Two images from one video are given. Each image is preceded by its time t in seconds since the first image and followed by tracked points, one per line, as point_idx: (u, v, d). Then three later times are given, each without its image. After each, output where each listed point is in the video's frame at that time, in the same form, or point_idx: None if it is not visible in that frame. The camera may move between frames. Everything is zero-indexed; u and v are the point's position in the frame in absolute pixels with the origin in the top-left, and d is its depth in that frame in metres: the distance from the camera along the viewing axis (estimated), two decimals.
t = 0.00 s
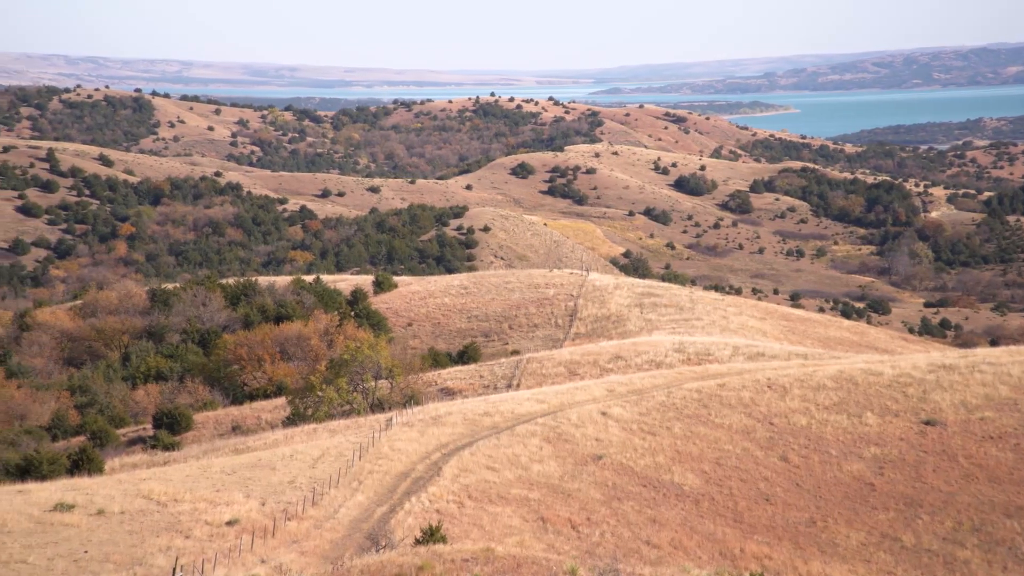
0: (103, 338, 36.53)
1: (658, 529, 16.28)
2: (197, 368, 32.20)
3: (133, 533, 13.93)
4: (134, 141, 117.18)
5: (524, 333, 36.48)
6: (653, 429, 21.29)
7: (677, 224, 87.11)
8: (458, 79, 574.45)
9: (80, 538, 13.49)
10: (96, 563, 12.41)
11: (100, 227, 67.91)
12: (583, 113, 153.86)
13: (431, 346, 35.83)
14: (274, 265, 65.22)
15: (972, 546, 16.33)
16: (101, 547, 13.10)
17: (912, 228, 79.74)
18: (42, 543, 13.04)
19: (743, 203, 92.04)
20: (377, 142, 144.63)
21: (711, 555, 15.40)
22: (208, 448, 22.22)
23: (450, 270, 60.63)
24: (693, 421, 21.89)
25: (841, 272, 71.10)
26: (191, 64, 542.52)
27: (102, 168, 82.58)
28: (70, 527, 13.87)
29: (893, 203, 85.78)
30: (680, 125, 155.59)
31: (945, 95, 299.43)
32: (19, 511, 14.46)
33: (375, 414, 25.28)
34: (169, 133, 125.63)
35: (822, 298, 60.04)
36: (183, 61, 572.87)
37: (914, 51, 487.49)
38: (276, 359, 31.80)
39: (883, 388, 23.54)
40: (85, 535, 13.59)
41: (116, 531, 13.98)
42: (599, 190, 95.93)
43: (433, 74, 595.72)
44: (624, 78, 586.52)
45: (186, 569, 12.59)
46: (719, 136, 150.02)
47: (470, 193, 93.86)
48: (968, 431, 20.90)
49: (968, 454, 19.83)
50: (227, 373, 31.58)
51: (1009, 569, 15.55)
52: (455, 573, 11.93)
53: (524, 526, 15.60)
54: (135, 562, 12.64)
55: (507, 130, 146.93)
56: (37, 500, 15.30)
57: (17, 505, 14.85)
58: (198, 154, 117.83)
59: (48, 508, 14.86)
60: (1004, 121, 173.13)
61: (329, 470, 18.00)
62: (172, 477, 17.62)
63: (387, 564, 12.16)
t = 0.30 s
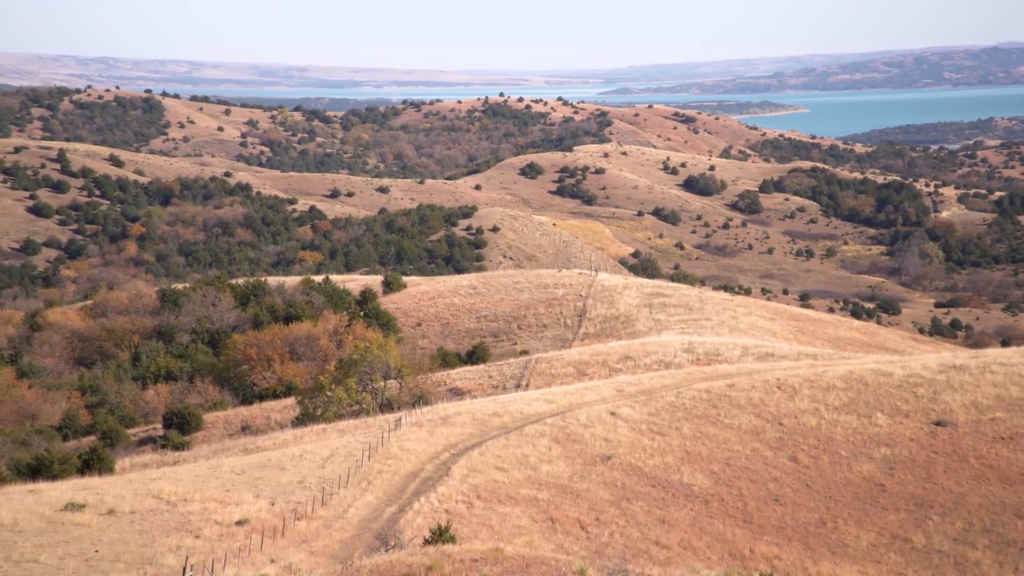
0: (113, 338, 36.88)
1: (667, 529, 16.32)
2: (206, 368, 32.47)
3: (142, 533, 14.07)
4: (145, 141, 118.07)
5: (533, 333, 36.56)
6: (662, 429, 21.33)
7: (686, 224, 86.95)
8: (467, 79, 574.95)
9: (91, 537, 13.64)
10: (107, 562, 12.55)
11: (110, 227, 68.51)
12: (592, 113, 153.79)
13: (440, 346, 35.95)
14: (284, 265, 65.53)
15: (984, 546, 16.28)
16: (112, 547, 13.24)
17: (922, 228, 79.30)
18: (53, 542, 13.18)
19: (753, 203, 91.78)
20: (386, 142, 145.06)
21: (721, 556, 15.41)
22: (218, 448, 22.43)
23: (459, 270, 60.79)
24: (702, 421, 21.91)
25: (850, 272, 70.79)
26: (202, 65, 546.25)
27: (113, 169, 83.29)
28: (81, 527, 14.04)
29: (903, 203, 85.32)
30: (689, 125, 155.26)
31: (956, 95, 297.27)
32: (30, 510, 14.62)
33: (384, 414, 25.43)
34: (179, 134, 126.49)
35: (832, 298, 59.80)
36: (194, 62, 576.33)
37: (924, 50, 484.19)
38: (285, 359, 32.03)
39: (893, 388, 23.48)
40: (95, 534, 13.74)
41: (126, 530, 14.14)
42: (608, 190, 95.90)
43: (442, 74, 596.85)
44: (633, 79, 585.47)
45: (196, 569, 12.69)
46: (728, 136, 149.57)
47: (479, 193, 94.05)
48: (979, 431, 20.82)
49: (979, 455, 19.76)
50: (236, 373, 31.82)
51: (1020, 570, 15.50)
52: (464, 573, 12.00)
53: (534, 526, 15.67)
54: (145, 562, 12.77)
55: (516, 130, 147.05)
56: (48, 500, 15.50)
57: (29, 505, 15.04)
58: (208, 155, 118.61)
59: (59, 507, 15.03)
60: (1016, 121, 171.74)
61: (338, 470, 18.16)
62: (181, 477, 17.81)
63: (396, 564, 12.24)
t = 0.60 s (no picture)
0: (120, 338, 37.10)
1: (674, 529, 16.37)
2: (213, 368, 32.63)
3: (149, 532, 14.17)
4: (151, 141, 118.62)
5: (539, 333, 36.61)
6: (668, 429, 21.36)
7: (693, 224, 86.81)
8: (473, 79, 575.15)
9: (99, 537, 13.75)
10: (114, 562, 12.65)
11: (117, 227, 68.90)
12: (598, 113, 153.67)
13: (446, 346, 36.03)
14: (290, 265, 65.73)
15: (991, 547, 16.26)
16: (118, 546, 13.34)
17: (929, 228, 78.94)
18: (61, 542, 13.28)
19: (759, 203, 91.60)
20: (392, 142, 145.25)
21: (727, 556, 15.43)
22: (225, 448, 22.57)
23: (465, 270, 60.88)
24: (709, 421, 21.93)
25: (857, 272, 70.51)
26: (208, 65, 547.91)
27: (120, 169, 83.74)
28: (88, 526, 14.15)
29: (910, 202, 84.93)
30: (695, 125, 154.94)
31: (963, 94, 295.53)
32: (38, 510, 14.74)
33: (390, 414, 25.52)
34: (186, 133, 126.99)
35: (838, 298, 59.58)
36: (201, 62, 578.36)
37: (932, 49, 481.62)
38: (291, 358, 32.19)
39: (899, 388, 23.46)
40: (102, 533, 13.85)
41: (132, 529, 14.24)
42: (614, 190, 95.82)
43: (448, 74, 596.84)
44: (639, 78, 584.53)
45: (203, 568, 12.79)
46: (735, 135, 149.18)
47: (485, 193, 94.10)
48: (987, 431, 20.79)
49: (986, 454, 19.74)
50: (243, 372, 31.98)
51: None
52: (470, 573, 12.07)
53: (540, 526, 15.73)
54: (152, 561, 12.87)
55: (522, 130, 147.07)
56: (55, 499, 15.63)
57: (36, 504, 15.15)
58: (215, 155, 119.05)
59: (66, 507, 15.14)
60: None
61: (344, 470, 18.27)
62: (188, 476, 17.93)
63: (402, 563, 12.31)
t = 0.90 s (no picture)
0: (128, 337, 37.33)
1: (681, 529, 16.41)
2: (220, 368, 32.82)
3: (156, 531, 14.28)
4: (159, 141, 119.19)
5: (545, 333, 36.67)
6: (675, 429, 21.37)
7: (700, 224, 86.69)
8: (479, 79, 575.33)
9: (106, 536, 13.85)
10: (121, 561, 12.74)
11: (125, 227, 69.31)
12: (605, 113, 153.54)
13: (453, 345, 36.12)
14: (297, 265, 65.96)
15: (999, 548, 16.22)
16: (126, 546, 13.44)
17: (937, 228, 78.58)
18: (69, 541, 13.39)
19: (766, 203, 91.43)
20: (399, 142, 145.50)
21: (734, 556, 15.44)
22: (231, 447, 22.71)
23: (472, 269, 60.99)
24: (715, 421, 21.93)
25: (865, 271, 70.23)
26: (216, 66, 549.50)
27: (128, 169, 84.21)
28: (95, 525, 14.26)
29: (918, 202, 84.56)
30: (702, 124, 154.63)
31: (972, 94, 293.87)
32: (46, 509, 14.85)
33: (396, 414, 25.62)
34: (193, 133, 127.50)
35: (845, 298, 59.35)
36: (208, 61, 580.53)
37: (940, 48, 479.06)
38: (298, 358, 32.36)
39: (907, 388, 23.43)
40: (110, 533, 13.95)
41: (140, 529, 14.35)
42: (621, 189, 95.75)
43: (455, 74, 597.03)
44: (646, 78, 583.44)
45: (211, 567, 12.87)
46: (742, 135, 148.83)
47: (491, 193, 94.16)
48: (995, 432, 20.77)
49: (994, 455, 19.71)
50: (250, 372, 32.16)
51: None
52: (477, 572, 12.13)
53: (547, 526, 15.78)
54: (160, 561, 12.95)
55: (528, 130, 147.11)
56: (63, 498, 15.75)
57: (44, 503, 15.28)
58: (222, 155, 119.53)
59: (74, 506, 15.26)
60: None
61: (351, 470, 18.37)
62: (195, 476, 18.06)
63: (409, 563, 12.39)
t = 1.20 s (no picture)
0: (138, 337, 37.63)
1: (690, 529, 16.45)
2: (230, 367, 33.06)
3: (166, 530, 14.42)
4: (169, 142, 119.99)
5: (554, 333, 36.74)
6: (684, 429, 21.40)
7: (709, 224, 86.47)
8: (488, 79, 575.55)
9: (117, 535, 13.95)
10: (132, 560, 12.85)
11: (135, 227, 69.87)
12: (614, 112, 153.35)
13: (461, 345, 36.27)
14: (306, 264, 66.25)
15: (1011, 548, 16.19)
16: (136, 545, 13.56)
17: (948, 227, 78.04)
18: (79, 540, 13.52)
19: (775, 203, 91.16)
20: (408, 142, 145.80)
21: (743, 556, 15.46)
22: (240, 447, 22.90)
23: (480, 269, 61.12)
24: (725, 421, 21.93)
25: (875, 271, 69.83)
26: (226, 66, 551.92)
27: (138, 169, 84.87)
28: (106, 524, 14.38)
29: (928, 202, 83.98)
30: (711, 124, 154.12)
31: (984, 93, 291.37)
32: (56, 508, 14.98)
33: (405, 413, 25.78)
34: (203, 133, 128.25)
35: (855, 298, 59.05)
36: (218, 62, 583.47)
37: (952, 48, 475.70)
38: (308, 358, 32.59)
39: (917, 388, 23.38)
40: (120, 531, 14.11)
41: (150, 528, 14.49)
42: (630, 189, 95.63)
43: (464, 73, 597.20)
44: (655, 78, 582.15)
45: (221, 566, 12.97)
46: (752, 134, 148.29)
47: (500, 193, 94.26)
48: (1006, 432, 20.73)
49: (1005, 455, 19.67)
50: (260, 371, 32.40)
51: None
52: (486, 572, 12.22)
53: (556, 525, 15.87)
54: (170, 560, 13.05)
55: (538, 130, 147.15)
56: (75, 497, 15.92)
57: (55, 503, 15.41)
58: (232, 155, 120.21)
59: (84, 505, 15.43)
60: None
61: (360, 469, 18.52)
62: (205, 475, 18.23)
63: (418, 562, 12.49)
